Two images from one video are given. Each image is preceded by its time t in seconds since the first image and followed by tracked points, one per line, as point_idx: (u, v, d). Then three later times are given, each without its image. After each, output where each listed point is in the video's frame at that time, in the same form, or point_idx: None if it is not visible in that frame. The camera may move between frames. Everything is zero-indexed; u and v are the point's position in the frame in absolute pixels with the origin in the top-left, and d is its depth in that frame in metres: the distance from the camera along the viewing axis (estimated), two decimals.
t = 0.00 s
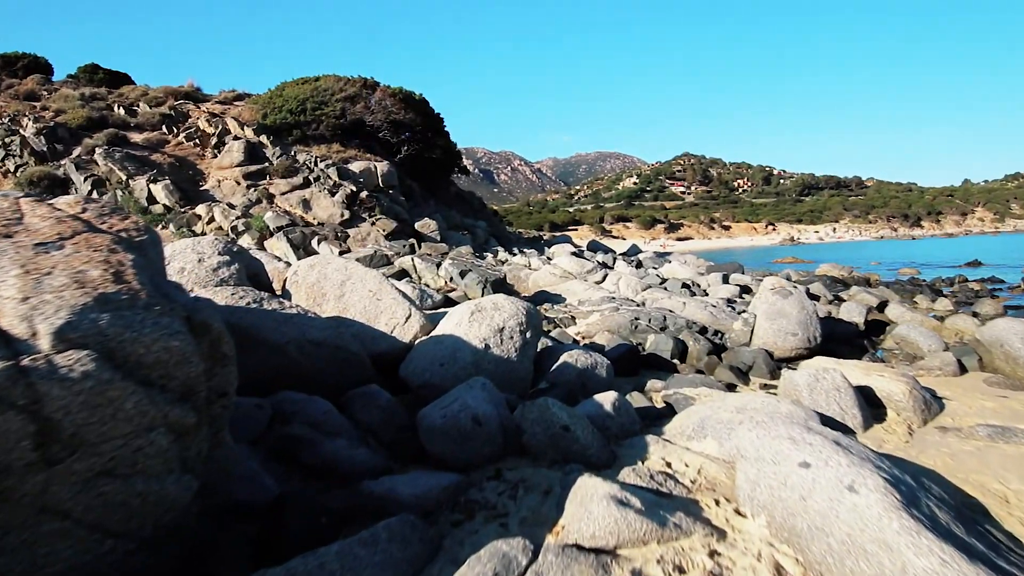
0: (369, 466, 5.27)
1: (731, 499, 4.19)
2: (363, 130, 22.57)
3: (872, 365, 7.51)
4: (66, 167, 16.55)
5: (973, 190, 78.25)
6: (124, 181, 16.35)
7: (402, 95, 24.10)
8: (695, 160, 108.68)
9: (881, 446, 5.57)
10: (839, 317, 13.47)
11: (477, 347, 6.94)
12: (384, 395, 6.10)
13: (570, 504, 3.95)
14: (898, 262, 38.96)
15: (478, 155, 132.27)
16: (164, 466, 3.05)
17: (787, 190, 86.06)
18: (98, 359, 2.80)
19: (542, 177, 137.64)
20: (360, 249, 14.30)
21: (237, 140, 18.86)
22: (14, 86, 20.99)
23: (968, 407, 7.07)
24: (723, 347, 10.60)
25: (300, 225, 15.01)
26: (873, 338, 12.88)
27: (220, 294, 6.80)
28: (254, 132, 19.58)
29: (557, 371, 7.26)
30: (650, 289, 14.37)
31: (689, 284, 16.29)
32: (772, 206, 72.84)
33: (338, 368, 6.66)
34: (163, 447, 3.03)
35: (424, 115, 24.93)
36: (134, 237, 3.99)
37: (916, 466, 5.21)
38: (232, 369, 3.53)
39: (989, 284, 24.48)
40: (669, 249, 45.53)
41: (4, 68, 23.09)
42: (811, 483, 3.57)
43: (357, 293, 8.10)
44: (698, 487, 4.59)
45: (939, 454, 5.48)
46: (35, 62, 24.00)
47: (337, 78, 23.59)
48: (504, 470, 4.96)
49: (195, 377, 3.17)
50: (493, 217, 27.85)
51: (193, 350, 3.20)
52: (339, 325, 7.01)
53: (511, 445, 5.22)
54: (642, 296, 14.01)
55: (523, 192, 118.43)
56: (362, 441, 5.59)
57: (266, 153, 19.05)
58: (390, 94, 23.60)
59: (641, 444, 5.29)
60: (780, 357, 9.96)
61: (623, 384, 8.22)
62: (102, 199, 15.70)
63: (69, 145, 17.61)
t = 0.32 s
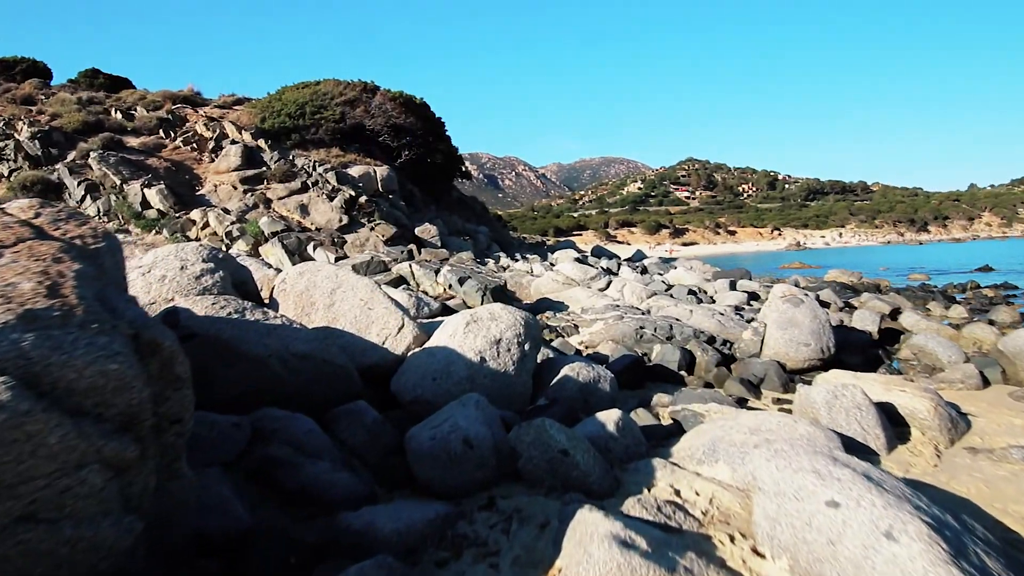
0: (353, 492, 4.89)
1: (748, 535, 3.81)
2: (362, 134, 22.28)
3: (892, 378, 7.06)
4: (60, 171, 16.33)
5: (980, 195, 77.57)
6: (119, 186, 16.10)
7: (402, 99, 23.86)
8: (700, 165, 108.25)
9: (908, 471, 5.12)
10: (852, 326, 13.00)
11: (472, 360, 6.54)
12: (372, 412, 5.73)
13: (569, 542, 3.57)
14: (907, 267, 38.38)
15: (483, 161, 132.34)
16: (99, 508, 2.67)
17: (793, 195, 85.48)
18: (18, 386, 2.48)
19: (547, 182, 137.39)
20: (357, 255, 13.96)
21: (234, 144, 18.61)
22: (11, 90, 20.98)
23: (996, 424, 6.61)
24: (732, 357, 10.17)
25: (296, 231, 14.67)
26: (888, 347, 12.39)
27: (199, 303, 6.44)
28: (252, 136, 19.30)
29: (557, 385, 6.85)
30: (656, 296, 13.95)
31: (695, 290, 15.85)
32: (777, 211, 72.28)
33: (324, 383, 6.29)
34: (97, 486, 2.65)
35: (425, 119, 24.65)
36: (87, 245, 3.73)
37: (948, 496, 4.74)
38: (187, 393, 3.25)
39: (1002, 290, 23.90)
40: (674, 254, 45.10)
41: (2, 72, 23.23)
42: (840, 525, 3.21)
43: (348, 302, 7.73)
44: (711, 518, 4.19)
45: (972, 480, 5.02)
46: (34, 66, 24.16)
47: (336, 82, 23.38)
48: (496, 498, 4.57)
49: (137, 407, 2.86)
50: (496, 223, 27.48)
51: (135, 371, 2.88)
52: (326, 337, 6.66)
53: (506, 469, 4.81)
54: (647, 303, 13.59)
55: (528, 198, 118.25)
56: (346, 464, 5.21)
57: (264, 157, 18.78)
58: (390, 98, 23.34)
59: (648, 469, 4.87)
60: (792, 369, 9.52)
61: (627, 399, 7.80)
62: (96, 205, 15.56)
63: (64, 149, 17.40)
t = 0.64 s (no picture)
0: (329, 522, 4.50)
1: None
2: (362, 138, 21.89)
3: (913, 393, 6.64)
4: (52, 175, 16.05)
5: (985, 200, 76.98)
6: (111, 190, 15.79)
7: (403, 103, 23.55)
8: (703, 170, 107.84)
9: (939, 500, 4.70)
10: (864, 334, 12.56)
11: (465, 373, 6.14)
12: (355, 431, 5.33)
13: None
14: (914, 273, 37.85)
15: (485, 166, 132.21)
16: (11, 563, 2.37)
17: (796, 200, 84.91)
18: None
19: (550, 187, 137.15)
20: (352, 261, 13.58)
21: (230, 148, 18.28)
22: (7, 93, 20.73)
23: None
24: (740, 368, 9.74)
25: (291, 235, 14.29)
26: (901, 357, 11.95)
27: (175, 313, 6.05)
28: (249, 140, 18.98)
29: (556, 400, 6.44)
30: (660, 303, 13.53)
31: (700, 297, 15.43)
32: (781, 216, 71.76)
33: (306, 399, 5.89)
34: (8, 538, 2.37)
35: (425, 123, 24.32)
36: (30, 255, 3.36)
37: (985, 530, 4.32)
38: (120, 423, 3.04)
39: (1014, 296, 23.40)
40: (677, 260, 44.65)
41: None
42: None
43: (337, 310, 7.34)
44: (725, 556, 3.84)
45: (1010, 509, 4.59)
46: (31, 70, 24.01)
47: (336, 85, 23.08)
48: (487, 530, 4.17)
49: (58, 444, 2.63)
50: (497, 228, 27.10)
51: (58, 403, 2.67)
52: (310, 348, 6.26)
53: (498, 497, 4.40)
54: (651, 310, 13.17)
55: (530, 202, 117.87)
56: (325, 489, 4.82)
57: (261, 161, 18.45)
58: (390, 101, 23.03)
59: (654, 497, 4.47)
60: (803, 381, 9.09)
61: (631, 415, 7.39)
62: (87, 209, 15.22)
63: (58, 152, 17.11)
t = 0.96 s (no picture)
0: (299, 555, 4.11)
1: None
2: (359, 141, 21.52)
3: (936, 409, 6.22)
4: (41, 178, 15.68)
5: (987, 205, 76.56)
6: (101, 193, 15.41)
7: (401, 104, 23.18)
8: (704, 175, 107.55)
9: (975, 531, 4.29)
10: (874, 342, 12.15)
11: (455, 387, 5.72)
12: (334, 451, 4.94)
13: None
14: (918, 278, 37.40)
15: (486, 170, 131.96)
16: None
17: (798, 204, 84.45)
18: None
19: (550, 191, 136.94)
20: (345, 265, 13.19)
21: (224, 150, 17.92)
22: None
23: None
24: (747, 379, 9.33)
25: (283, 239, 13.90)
26: (913, 367, 11.53)
27: (145, 321, 5.63)
28: (243, 142, 18.61)
29: (553, 415, 6.03)
30: (663, 309, 13.11)
31: (704, 302, 15.02)
32: (783, 221, 71.26)
33: (284, 414, 5.50)
34: None
35: (424, 125, 23.94)
36: None
37: None
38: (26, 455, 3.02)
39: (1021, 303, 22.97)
40: (678, 265, 44.16)
41: None
42: None
43: (322, 318, 6.94)
44: None
45: None
46: (26, 71, 23.73)
47: (333, 87, 22.73)
48: (472, 566, 3.78)
49: None
50: (497, 232, 26.72)
51: None
52: (289, 360, 5.86)
53: (486, 528, 3.99)
54: (653, 317, 12.76)
55: (531, 207, 117.56)
56: (297, 517, 4.42)
57: (255, 163, 18.08)
58: (388, 103, 22.68)
59: (660, 528, 4.06)
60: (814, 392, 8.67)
61: (632, 430, 6.96)
62: (76, 212, 14.85)
63: (48, 155, 16.74)
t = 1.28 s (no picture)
0: None
1: None
2: (355, 142, 21.16)
3: (957, 425, 5.81)
4: (28, 179, 15.28)
5: (988, 210, 76.18)
6: (88, 195, 14.97)
7: (398, 105, 22.81)
8: (704, 179, 107.28)
9: (1012, 564, 3.88)
10: (883, 349, 11.74)
11: (441, 399, 5.31)
12: (305, 472, 4.56)
13: None
14: (920, 282, 36.97)
15: (486, 174, 131.67)
16: None
17: (798, 209, 84.09)
18: None
19: (550, 195, 136.63)
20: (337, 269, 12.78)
21: (216, 151, 17.53)
22: None
23: None
24: (752, 388, 8.92)
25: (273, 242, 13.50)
26: (924, 376, 11.12)
27: (106, 328, 5.23)
28: (236, 143, 18.21)
29: (546, 430, 5.62)
30: (664, 314, 12.72)
31: (706, 307, 14.63)
32: (783, 226, 70.88)
33: (255, 432, 5.12)
34: None
35: (420, 126, 23.56)
36: None
37: None
38: None
39: None
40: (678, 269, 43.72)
41: None
42: None
43: (302, 325, 6.55)
44: None
45: None
46: (19, 72, 23.37)
47: (329, 87, 22.37)
48: None
49: None
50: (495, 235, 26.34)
51: None
52: (263, 372, 5.48)
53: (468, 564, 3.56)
54: (654, 322, 12.36)
55: (530, 211, 117.23)
56: (263, 547, 4.02)
57: (248, 165, 17.69)
58: (384, 104, 22.32)
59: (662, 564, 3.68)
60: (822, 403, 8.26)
61: (632, 445, 6.56)
62: (63, 214, 14.44)
63: (37, 156, 16.33)
